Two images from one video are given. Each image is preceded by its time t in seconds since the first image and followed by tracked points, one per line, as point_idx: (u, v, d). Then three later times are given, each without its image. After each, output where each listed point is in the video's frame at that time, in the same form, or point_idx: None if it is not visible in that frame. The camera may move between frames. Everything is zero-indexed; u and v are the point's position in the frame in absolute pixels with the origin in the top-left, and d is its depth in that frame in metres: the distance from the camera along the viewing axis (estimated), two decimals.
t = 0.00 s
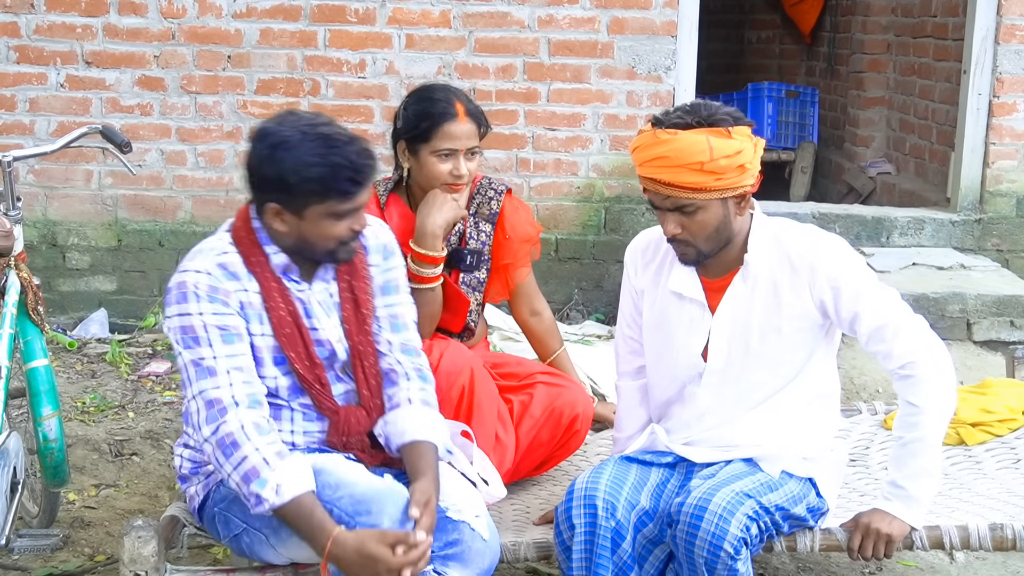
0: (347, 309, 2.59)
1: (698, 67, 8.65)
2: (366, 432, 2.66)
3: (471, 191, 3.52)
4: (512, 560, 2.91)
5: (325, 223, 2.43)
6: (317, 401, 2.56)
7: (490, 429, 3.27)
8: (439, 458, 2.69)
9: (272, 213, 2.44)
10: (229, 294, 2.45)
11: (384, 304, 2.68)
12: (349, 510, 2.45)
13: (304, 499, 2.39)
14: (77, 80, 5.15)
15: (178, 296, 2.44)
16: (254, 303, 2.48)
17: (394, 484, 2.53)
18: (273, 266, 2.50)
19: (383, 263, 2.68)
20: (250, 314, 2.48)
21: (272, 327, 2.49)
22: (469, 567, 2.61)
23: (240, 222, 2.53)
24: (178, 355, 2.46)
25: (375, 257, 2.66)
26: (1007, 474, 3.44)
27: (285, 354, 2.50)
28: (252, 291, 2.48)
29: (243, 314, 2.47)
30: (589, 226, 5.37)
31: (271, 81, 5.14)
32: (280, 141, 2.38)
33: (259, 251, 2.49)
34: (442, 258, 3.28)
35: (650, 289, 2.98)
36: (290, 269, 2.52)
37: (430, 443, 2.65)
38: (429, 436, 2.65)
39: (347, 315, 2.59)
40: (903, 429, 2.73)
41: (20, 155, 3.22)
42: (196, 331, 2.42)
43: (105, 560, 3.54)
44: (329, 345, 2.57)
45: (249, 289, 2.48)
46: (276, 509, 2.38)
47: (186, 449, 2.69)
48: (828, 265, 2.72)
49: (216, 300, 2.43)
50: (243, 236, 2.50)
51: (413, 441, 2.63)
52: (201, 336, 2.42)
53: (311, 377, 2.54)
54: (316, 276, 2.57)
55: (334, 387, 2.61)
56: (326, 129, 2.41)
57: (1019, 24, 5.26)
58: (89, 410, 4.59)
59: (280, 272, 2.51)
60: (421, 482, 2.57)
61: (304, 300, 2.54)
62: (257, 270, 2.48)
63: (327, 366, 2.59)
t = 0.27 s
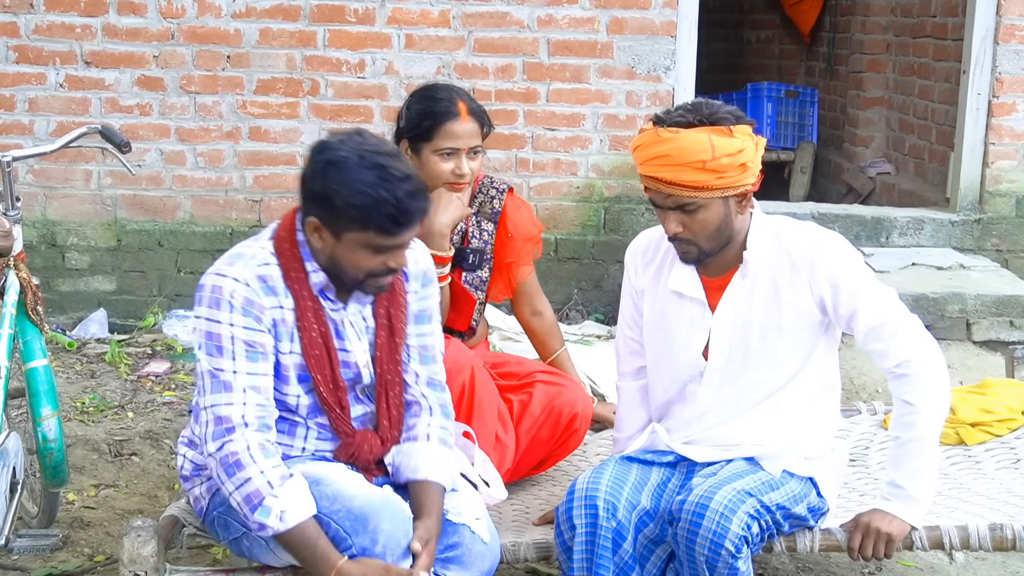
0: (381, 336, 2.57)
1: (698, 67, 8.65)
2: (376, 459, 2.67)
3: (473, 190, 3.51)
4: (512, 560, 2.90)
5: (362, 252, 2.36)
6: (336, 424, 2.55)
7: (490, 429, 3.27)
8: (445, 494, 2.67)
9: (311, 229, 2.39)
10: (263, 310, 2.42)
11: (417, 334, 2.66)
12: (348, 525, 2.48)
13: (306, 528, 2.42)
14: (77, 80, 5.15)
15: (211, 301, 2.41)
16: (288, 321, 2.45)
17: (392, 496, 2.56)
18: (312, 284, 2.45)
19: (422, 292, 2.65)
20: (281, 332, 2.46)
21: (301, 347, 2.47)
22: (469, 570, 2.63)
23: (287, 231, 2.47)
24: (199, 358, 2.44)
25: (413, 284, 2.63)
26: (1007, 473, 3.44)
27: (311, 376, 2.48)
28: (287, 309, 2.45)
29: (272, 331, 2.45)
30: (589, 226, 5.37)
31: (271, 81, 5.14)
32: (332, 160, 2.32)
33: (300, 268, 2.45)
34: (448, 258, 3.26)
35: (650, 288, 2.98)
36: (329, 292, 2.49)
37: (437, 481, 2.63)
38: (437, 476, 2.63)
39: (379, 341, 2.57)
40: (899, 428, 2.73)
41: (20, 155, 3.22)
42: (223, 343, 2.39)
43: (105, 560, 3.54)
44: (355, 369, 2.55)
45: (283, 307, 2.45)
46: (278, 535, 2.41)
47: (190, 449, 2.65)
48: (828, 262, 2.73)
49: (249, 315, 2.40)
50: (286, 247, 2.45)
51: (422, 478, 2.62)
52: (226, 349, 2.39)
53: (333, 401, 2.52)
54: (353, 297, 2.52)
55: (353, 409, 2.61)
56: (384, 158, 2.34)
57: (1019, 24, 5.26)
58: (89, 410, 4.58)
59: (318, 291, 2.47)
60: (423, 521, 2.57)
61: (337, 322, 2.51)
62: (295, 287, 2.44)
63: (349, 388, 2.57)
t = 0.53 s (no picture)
0: (403, 353, 2.61)
1: (698, 67, 8.65)
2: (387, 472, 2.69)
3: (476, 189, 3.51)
4: (513, 560, 2.91)
5: (388, 272, 2.38)
6: (350, 438, 2.58)
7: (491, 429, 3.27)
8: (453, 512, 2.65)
9: (340, 241, 2.41)
10: (288, 323, 2.44)
11: (436, 351, 2.72)
12: (361, 527, 2.47)
13: (324, 538, 2.41)
14: (77, 80, 5.15)
15: (235, 310, 2.41)
16: (311, 335, 2.48)
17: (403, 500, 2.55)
18: (337, 300, 2.48)
19: (444, 313, 2.71)
20: (303, 346, 2.48)
21: (323, 362, 2.49)
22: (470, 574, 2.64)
23: (315, 245, 2.49)
24: (217, 366, 2.44)
25: (438, 302, 2.69)
26: (1007, 473, 3.44)
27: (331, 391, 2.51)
28: (311, 323, 2.48)
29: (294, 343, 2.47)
30: (589, 226, 5.37)
31: (271, 81, 5.14)
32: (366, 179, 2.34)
33: (326, 283, 2.47)
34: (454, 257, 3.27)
35: (647, 289, 2.97)
36: (354, 309, 2.52)
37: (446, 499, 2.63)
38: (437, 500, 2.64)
39: (401, 359, 2.61)
40: (895, 428, 2.73)
41: (20, 155, 3.22)
42: (246, 353, 2.40)
43: (105, 560, 3.54)
44: (373, 384, 2.59)
45: (307, 321, 2.47)
46: (294, 546, 2.41)
47: (194, 447, 2.66)
48: (824, 259, 2.73)
49: (274, 327, 2.41)
50: (313, 260, 2.47)
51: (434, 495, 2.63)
52: (248, 358, 2.40)
53: (349, 416, 2.55)
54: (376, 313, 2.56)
55: (367, 421, 2.65)
56: (420, 180, 2.35)
57: (1019, 24, 5.26)
58: (89, 410, 4.59)
59: (342, 306, 2.49)
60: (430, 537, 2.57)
61: (360, 338, 2.55)
62: (320, 300, 2.46)
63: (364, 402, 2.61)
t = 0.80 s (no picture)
0: (396, 346, 2.57)
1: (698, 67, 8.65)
2: (392, 462, 2.67)
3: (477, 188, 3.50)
4: (513, 560, 2.91)
5: (379, 260, 2.37)
6: (350, 433, 2.55)
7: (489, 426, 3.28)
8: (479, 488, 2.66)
9: (328, 239, 2.40)
10: (286, 319, 2.42)
11: (433, 341, 2.67)
12: (370, 513, 2.47)
13: (357, 528, 2.40)
14: (77, 80, 5.15)
15: (232, 311, 2.39)
16: (307, 331, 2.46)
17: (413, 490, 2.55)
18: (330, 294, 2.47)
19: (437, 302, 2.66)
20: (301, 342, 2.46)
21: (320, 356, 2.47)
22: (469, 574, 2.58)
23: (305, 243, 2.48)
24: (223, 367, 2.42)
25: (428, 292, 2.65)
26: (1007, 473, 3.44)
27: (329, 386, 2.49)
28: (306, 318, 2.46)
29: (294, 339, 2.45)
30: (589, 226, 5.37)
31: (271, 81, 5.14)
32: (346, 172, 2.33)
33: (318, 277, 2.45)
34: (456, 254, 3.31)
35: (641, 291, 2.98)
36: (347, 300, 2.50)
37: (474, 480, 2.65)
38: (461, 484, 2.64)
39: (393, 351, 2.57)
40: (889, 428, 2.73)
41: (20, 155, 3.22)
42: (249, 351, 2.38)
43: (105, 560, 3.54)
44: (370, 378, 2.56)
45: (303, 316, 2.45)
46: (326, 540, 2.39)
47: (193, 447, 2.65)
48: (815, 254, 2.74)
49: (273, 323, 2.40)
50: (304, 258, 2.46)
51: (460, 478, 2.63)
52: (252, 357, 2.38)
53: (346, 411, 2.53)
54: (367, 307, 2.54)
55: (363, 416, 2.61)
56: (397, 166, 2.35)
57: (1019, 24, 5.26)
58: (89, 410, 4.58)
59: (336, 300, 2.48)
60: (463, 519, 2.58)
61: (354, 332, 2.52)
62: (314, 296, 2.45)
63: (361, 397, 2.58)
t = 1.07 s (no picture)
0: (369, 319, 2.54)
1: (698, 67, 8.65)
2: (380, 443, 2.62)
3: (475, 187, 3.51)
4: (512, 560, 2.91)
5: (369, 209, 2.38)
6: (337, 415, 2.51)
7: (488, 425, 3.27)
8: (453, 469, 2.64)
9: (311, 214, 2.39)
10: (261, 301, 2.39)
11: (403, 315, 2.63)
12: (372, 497, 2.42)
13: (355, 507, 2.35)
14: (77, 80, 5.15)
15: (207, 302, 2.36)
16: (282, 312, 2.42)
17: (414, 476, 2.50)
18: (302, 275, 2.45)
19: (405, 275, 2.63)
20: (278, 323, 2.42)
21: (300, 337, 2.43)
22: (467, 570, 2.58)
23: (269, 230, 2.46)
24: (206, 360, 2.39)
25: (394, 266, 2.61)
26: (1007, 472, 3.44)
27: (311, 364, 2.45)
28: (281, 300, 2.42)
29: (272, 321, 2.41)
30: (589, 226, 5.37)
31: (271, 81, 5.14)
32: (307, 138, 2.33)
33: (287, 258, 2.44)
34: (449, 254, 3.29)
35: (639, 289, 2.98)
36: (320, 278, 2.48)
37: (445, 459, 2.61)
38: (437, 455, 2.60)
39: (367, 323, 2.54)
40: (886, 430, 2.73)
41: (20, 155, 3.22)
42: (228, 338, 2.35)
43: (105, 560, 3.54)
44: (350, 357, 2.52)
45: (278, 297, 2.42)
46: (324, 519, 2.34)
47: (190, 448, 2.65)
48: (811, 252, 2.74)
49: (249, 307, 2.36)
50: (272, 243, 2.44)
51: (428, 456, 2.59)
52: (232, 343, 2.35)
53: (332, 390, 2.49)
54: (338, 283, 2.53)
55: (348, 399, 2.57)
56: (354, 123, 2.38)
57: (1019, 24, 5.26)
58: (89, 410, 4.59)
59: (309, 281, 2.46)
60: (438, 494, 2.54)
61: (330, 310, 2.49)
62: (286, 278, 2.42)
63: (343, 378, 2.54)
